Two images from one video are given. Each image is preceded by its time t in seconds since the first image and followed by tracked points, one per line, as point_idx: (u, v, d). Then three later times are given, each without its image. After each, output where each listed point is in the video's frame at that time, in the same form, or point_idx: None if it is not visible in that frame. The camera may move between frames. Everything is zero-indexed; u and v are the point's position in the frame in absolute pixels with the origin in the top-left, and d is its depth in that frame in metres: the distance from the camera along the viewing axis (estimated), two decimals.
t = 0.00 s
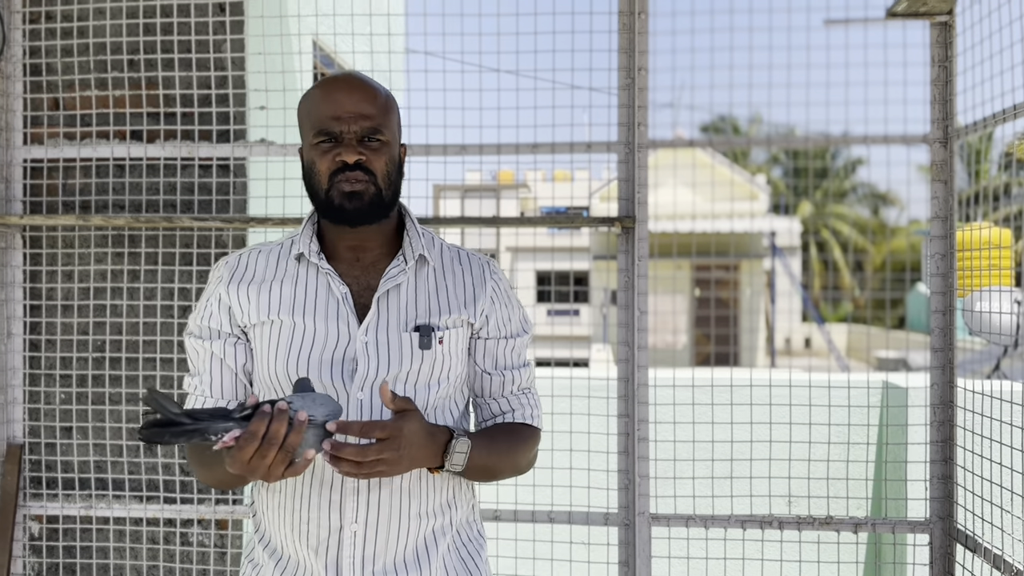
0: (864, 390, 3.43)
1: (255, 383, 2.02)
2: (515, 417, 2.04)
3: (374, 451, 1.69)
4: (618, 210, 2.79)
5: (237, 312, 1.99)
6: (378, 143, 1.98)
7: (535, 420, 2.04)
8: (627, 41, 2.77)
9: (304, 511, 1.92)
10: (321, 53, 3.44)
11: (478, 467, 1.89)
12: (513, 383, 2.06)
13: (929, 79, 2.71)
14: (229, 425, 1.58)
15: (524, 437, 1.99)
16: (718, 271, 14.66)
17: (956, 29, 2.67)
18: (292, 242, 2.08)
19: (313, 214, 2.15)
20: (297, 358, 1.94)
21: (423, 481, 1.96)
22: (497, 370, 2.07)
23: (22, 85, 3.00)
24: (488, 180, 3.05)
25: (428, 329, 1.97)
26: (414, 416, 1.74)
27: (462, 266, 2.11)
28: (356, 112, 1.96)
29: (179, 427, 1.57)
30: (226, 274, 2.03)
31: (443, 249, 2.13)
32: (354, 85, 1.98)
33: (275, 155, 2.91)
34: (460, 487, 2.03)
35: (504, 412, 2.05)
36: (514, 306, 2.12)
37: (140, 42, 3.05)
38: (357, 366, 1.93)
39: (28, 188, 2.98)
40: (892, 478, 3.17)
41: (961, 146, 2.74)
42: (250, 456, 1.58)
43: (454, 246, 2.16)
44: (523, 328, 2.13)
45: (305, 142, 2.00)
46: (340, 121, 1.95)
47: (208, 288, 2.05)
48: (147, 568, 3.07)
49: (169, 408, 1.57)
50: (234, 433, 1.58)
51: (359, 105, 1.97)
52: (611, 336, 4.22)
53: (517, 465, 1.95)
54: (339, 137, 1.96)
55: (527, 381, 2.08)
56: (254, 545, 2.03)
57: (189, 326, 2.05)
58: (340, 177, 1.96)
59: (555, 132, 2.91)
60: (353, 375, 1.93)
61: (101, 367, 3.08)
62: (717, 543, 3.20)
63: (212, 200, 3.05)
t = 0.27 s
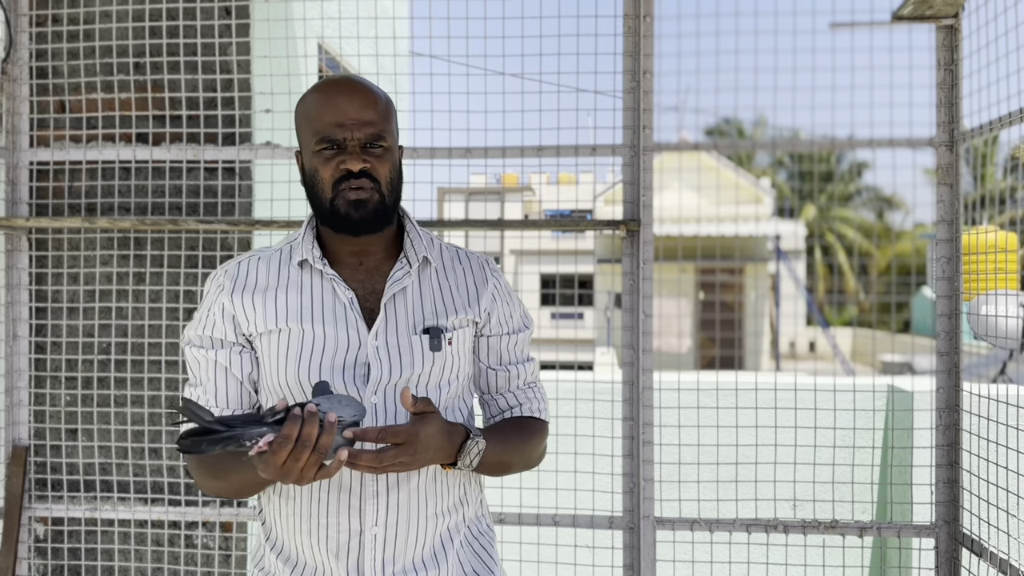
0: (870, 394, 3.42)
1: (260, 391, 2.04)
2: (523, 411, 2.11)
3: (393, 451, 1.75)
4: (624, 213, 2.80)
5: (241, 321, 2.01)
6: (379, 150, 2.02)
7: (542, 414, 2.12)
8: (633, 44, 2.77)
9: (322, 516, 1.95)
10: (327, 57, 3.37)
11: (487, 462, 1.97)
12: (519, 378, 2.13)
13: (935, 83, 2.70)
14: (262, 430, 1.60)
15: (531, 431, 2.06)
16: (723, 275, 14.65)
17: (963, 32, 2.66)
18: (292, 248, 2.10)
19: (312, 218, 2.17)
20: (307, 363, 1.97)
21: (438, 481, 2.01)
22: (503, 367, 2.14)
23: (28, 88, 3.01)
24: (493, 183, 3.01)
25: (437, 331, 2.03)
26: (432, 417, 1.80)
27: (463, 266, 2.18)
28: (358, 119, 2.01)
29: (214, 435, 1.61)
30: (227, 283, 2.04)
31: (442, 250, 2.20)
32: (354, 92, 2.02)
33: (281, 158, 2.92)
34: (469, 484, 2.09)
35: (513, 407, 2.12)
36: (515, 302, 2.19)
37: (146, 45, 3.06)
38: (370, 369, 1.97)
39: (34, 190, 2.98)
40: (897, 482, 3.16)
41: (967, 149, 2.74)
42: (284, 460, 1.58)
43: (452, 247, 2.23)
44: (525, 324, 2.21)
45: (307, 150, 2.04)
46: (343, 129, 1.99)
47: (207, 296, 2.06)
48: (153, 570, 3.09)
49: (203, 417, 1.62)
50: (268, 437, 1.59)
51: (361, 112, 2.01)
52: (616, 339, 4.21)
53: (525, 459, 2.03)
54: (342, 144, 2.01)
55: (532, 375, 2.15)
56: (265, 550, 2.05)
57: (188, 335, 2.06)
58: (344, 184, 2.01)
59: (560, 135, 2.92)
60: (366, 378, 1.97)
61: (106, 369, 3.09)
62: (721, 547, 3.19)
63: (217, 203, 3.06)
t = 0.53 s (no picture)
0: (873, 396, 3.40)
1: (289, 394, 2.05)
2: (551, 419, 2.12)
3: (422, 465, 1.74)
4: (625, 215, 2.80)
5: (270, 324, 2.03)
6: (413, 154, 2.01)
7: (571, 424, 2.14)
8: (636, 46, 2.80)
9: (345, 521, 1.96)
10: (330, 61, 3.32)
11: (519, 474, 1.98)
12: (548, 386, 2.14)
13: (937, 85, 2.70)
14: (296, 440, 1.61)
15: (560, 441, 2.08)
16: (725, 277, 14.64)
17: (965, 35, 2.67)
18: (321, 250, 2.10)
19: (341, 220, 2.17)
20: (333, 367, 1.98)
21: (463, 488, 2.01)
22: (532, 373, 2.14)
23: (32, 89, 3.01)
24: (494, 185, 2.98)
25: (463, 336, 2.02)
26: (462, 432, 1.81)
27: (492, 269, 2.17)
28: (393, 121, 1.99)
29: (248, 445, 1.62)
30: (257, 286, 2.06)
31: (471, 252, 2.18)
32: (392, 94, 2.01)
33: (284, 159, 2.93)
34: (497, 493, 2.08)
35: (541, 415, 2.14)
36: (546, 307, 2.18)
37: (150, 46, 3.07)
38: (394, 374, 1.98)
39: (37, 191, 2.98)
40: (900, 485, 3.13)
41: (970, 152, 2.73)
42: (316, 469, 1.60)
43: (482, 247, 2.21)
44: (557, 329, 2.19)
45: (340, 149, 2.03)
46: (378, 130, 1.98)
47: (238, 299, 2.08)
48: (155, 571, 3.09)
49: (237, 426, 1.62)
50: (301, 447, 1.60)
51: (397, 115, 1.99)
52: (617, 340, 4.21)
53: (555, 467, 2.05)
54: (376, 146, 1.99)
55: (562, 383, 2.16)
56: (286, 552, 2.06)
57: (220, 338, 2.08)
58: (375, 186, 2.00)
59: (562, 137, 2.88)
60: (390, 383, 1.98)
61: (109, 369, 3.09)
62: (723, 549, 3.18)
63: (220, 204, 3.07)
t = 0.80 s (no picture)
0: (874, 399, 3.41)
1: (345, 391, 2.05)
2: (612, 428, 2.00)
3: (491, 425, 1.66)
4: (626, 217, 2.80)
5: (331, 318, 2.03)
6: (493, 154, 2.00)
7: (634, 434, 2.02)
8: (637, 48, 2.80)
9: (393, 524, 1.94)
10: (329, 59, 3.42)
11: (586, 475, 1.90)
12: (610, 395, 2.04)
13: (939, 87, 2.70)
14: (335, 456, 1.62)
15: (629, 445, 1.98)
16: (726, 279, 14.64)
17: (966, 37, 2.66)
18: (387, 246, 2.10)
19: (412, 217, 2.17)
20: (389, 365, 1.96)
21: (517, 499, 1.97)
22: (593, 381, 2.06)
23: (34, 90, 3.01)
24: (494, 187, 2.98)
25: (524, 342, 1.98)
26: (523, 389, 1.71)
27: (559, 277, 2.12)
28: (477, 120, 1.98)
29: (286, 462, 1.60)
30: (321, 279, 2.07)
31: (539, 259, 2.13)
32: (478, 93, 2.00)
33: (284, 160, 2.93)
34: (553, 507, 2.03)
35: (602, 423, 2.01)
36: (611, 319, 2.12)
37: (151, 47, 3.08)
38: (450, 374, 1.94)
39: (39, 192, 2.99)
40: (901, 487, 3.14)
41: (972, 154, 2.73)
42: (356, 484, 1.63)
43: (549, 255, 2.17)
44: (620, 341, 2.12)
45: (419, 144, 2.02)
46: (461, 128, 1.97)
47: (303, 290, 2.09)
48: (154, 572, 3.08)
49: (275, 443, 1.60)
50: (339, 462, 1.62)
51: (482, 114, 1.98)
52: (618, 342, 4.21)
53: (623, 472, 1.96)
54: (457, 143, 1.98)
55: (625, 393, 2.07)
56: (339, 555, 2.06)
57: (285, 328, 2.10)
58: (451, 183, 1.99)
59: (564, 139, 2.88)
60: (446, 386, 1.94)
61: (110, 370, 3.09)
62: (724, 551, 3.18)
63: (221, 205, 3.07)
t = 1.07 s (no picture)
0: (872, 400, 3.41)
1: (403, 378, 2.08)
2: (660, 436, 1.92)
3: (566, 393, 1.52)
4: (625, 218, 2.81)
5: (393, 305, 2.07)
6: (565, 151, 1.99)
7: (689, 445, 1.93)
8: (636, 49, 2.80)
9: (440, 516, 1.95)
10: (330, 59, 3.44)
11: (644, 487, 1.76)
12: (663, 402, 1.96)
13: (938, 89, 2.70)
14: (374, 448, 1.62)
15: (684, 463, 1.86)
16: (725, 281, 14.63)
17: (966, 39, 2.67)
18: (453, 238, 2.13)
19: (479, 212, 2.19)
20: (445, 357, 1.98)
21: (563, 506, 1.95)
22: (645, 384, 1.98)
23: (33, 90, 3.01)
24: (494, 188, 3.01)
25: (576, 346, 1.96)
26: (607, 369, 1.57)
27: (621, 280, 2.08)
28: (553, 115, 1.96)
29: (325, 451, 1.60)
30: (388, 266, 2.11)
31: (603, 261, 2.10)
32: (555, 87, 1.98)
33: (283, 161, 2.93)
34: (604, 518, 2.01)
35: (650, 431, 1.94)
36: (673, 325, 2.05)
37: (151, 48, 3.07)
38: (498, 372, 1.94)
39: (37, 192, 2.99)
40: (899, 489, 3.15)
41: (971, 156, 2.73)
42: (394, 478, 1.62)
43: (615, 256, 2.12)
44: (683, 347, 2.05)
45: (494, 133, 2.01)
46: (536, 122, 1.95)
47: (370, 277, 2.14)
48: (153, 573, 3.08)
49: (317, 431, 1.62)
50: (379, 454, 1.63)
51: (558, 109, 1.96)
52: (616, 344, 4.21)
53: (678, 488, 1.82)
54: (530, 136, 1.97)
55: (680, 400, 1.98)
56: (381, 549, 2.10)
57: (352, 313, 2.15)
58: (519, 176, 1.98)
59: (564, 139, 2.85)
60: (495, 384, 1.94)
61: (108, 371, 3.09)
62: (723, 552, 3.18)
63: (220, 205, 3.07)
